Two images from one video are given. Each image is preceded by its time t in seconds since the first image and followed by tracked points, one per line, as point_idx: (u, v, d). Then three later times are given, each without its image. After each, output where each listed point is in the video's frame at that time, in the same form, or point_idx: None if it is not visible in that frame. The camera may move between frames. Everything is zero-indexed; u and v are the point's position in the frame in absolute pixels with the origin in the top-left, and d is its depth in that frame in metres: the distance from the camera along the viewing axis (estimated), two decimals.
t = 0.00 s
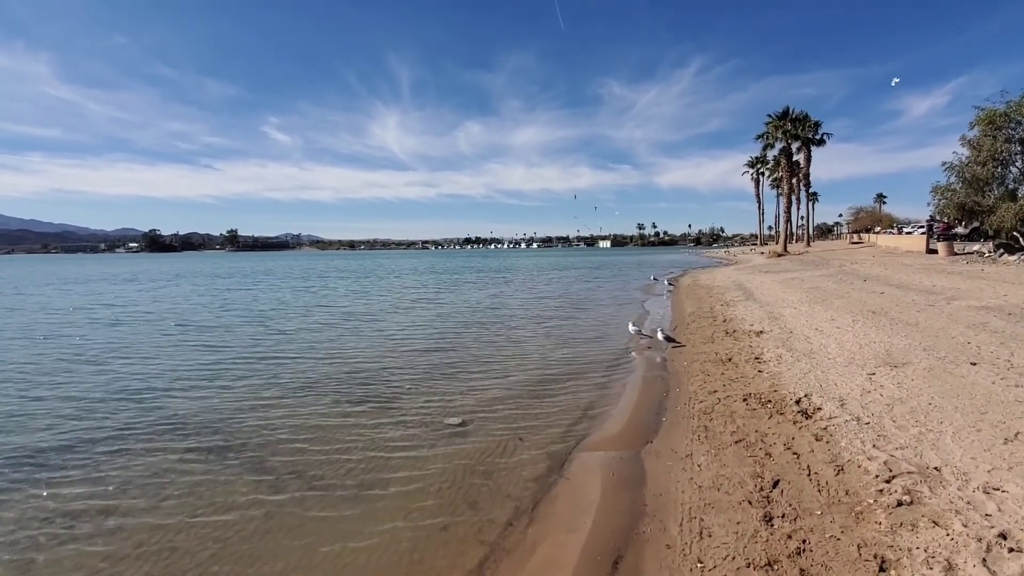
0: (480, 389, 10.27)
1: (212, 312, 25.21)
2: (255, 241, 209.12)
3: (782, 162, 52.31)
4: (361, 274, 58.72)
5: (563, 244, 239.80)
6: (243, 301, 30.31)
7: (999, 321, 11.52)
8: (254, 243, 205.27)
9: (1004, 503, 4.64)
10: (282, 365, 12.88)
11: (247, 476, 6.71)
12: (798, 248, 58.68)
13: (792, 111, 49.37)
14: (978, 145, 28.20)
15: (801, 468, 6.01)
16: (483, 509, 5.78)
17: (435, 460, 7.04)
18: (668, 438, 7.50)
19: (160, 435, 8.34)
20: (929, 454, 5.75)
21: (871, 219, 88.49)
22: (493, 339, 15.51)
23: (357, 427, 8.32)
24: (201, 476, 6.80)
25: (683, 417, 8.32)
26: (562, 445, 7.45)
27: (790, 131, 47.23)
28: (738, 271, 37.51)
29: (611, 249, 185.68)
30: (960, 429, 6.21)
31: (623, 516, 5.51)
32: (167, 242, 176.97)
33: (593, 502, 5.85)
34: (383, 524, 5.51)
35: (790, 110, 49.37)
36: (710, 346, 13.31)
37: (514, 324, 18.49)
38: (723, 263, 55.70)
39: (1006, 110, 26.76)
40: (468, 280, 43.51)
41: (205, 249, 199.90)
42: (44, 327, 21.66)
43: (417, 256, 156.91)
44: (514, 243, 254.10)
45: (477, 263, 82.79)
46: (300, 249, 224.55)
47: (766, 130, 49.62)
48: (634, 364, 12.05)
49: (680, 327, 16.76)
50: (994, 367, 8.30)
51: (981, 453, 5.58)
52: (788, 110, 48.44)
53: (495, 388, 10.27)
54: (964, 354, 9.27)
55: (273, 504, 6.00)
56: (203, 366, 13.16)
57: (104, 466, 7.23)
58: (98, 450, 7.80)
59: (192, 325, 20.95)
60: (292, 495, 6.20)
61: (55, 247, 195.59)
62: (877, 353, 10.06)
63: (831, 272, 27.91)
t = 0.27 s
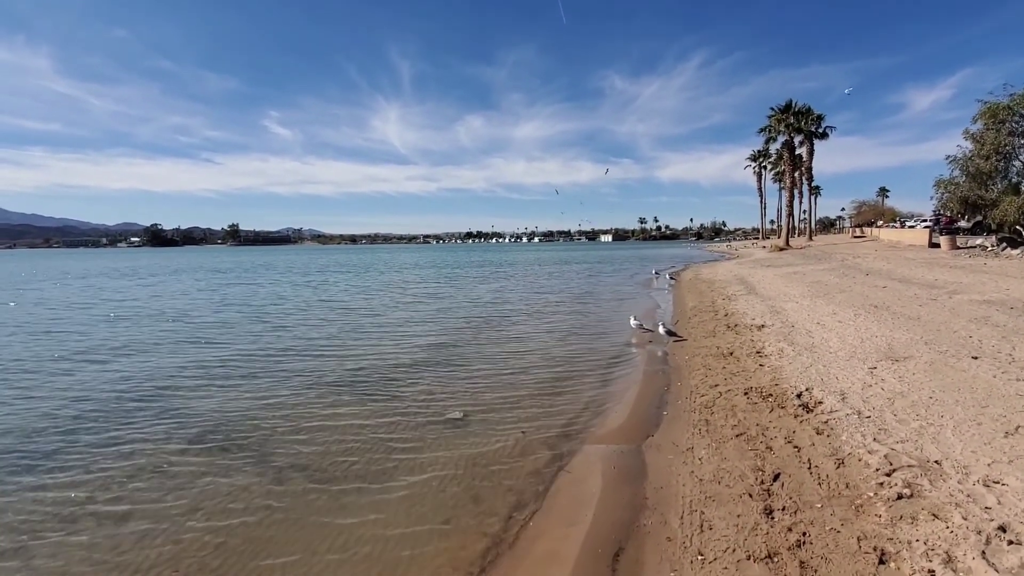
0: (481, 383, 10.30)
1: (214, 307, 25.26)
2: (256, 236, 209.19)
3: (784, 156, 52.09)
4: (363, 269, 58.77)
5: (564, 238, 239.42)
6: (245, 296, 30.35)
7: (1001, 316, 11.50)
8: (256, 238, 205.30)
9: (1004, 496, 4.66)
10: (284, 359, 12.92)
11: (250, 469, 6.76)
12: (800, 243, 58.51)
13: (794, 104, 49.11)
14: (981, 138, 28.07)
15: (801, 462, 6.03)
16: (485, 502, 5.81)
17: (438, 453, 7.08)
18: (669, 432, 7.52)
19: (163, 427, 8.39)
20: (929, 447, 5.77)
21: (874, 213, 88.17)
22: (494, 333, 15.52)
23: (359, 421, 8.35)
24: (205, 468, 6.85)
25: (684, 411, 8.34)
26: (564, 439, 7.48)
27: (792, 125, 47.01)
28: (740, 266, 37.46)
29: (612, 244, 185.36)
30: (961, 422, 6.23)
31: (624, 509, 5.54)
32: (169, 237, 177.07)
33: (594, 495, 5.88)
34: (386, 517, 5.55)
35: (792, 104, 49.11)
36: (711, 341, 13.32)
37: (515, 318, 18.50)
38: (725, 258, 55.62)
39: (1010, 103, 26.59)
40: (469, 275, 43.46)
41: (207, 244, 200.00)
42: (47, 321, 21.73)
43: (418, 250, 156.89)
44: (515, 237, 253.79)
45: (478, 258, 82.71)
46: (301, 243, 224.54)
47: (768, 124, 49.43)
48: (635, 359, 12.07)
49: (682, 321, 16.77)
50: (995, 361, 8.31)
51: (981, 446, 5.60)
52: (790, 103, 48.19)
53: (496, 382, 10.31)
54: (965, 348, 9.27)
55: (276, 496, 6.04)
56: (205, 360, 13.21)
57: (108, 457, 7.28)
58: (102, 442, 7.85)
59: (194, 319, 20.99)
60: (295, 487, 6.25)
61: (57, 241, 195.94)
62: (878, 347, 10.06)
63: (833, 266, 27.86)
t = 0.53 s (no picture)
0: (484, 379, 10.33)
1: (218, 303, 25.33)
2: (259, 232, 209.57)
3: (787, 152, 51.89)
4: (366, 266, 58.84)
5: (567, 235, 239.16)
6: (248, 293, 30.44)
7: (1005, 312, 11.46)
8: (259, 235, 205.66)
9: (1007, 493, 4.65)
10: (288, 355, 12.98)
11: (254, 465, 6.80)
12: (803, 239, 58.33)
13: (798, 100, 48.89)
14: (986, 134, 27.92)
15: (804, 458, 6.04)
16: (488, 498, 5.84)
17: (441, 449, 7.10)
18: (671, 428, 7.53)
19: (168, 423, 8.44)
20: (932, 444, 5.76)
21: (878, 209, 87.81)
22: (497, 330, 15.54)
23: (363, 417, 8.40)
24: (210, 464, 6.89)
25: (687, 408, 8.34)
26: (566, 435, 7.50)
27: (796, 121, 46.82)
28: (743, 262, 37.39)
29: (615, 240, 185.08)
30: (964, 419, 6.22)
31: (626, 505, 5.56)
32: (172, 234, 177.54)
33: (597, 491, 5.90)
34: (389, 512, 5.59)
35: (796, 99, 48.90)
36: (714, 337, 13.31)
37: (518, 315, 18.52)
38: (728, 254, 55.46)
39: (1015, 99, 26.43)
40: (472, 271, 43.49)
41: (210, 241, 200.17)
42: (51, 318, 21.84)
43: (421, 247, 156.81)
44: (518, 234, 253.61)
45: (481, 254, 82.70)
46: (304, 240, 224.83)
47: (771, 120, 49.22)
48: (637, 355, 12.07)
49: (684, 318, 16.74)
50: (999, 358, 8.28)
51: (984, 443, 5.59)
52: (793, 99, 47.99)
53: (499, 379, 10.33)
54: (969, 344, 9.24)
55: (280, 492, 6.08)
56: (209, 356, 13.27)
57: (113, 453, 7.33)
58: (108, 438, 7.91)
59: (198, 316, 21.06)
60: (299, 483, 6.29)
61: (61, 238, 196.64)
62: (881, 344, 10.04)
63: (837, 263, 27.78)
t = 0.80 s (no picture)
0: (486, 377, 10.34)
1: (219, 302, 25.35)
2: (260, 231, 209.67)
3: (789, 150, 51.78)
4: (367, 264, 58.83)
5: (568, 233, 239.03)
6: (250, 291, 30.49)
7: (1007, 310, 11.44)
8: (260, 233, 205.80)
9: (1009, 491, 4.65)
10: (290, 353, 13.02)
11: (256, 462, 6.82)
12: (805, 237, 58.21)
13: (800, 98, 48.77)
14: (989, 132, 27.84)
15: (805, 456, 6.03)
16: (489, 496, 5.84)
17: (442, 447, 7.11)
18: (672, 426, 7.54)
19: (170, 421, 8.47)
20: (934, 442, 5.76)
21: (880, 207, 87.61)
22: (498, 328, 15.55)
23: (364, 415, 8.41)
24: (212, 461, 6.92)
25: (688, 406, 8.34)
26: (567, 433, 7.50)
27: (798, 119, 46.71)
28: (744, 261, 37.33)
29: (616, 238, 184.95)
30: (966, 417, 6.20)
31: (627, 503, 5.56)
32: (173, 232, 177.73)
33: (598, 489, 5.89)
34: (390, 510, 5.59)
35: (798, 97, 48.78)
36: (716, 335, 13.30)
37: (519, 313, 18.52)
38: (730, 253, 55.40)
39: (1018, 96, 26.33)
40: (473, 269, 43.47)
41: (211, 239, 200.29)
42: (53, 317, 21.85)
43: (422, 245, 156.82)
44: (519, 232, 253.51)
45: (482, 253, 82.66)
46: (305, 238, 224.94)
47: (773, 118, 49.10)
48: (639, 354, 12.07)
49: (685, 316, 16.73)
50: (1001, 356, 8.27)
51: (986, 441, 5.58)
52: (795, 97, 47.88)
53: (500, 377, 10.35)
54: (971, 343, 9.23)
55: (282, 489, 6.10)
56: (212, 354, 13.31)
57: (116, 451, 7.36)
58: (110, 436, 7.94)
59: (199, 314, 21.07)
60: (301, 480, 6.30)
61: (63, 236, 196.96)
62: (883, 342, 10.03)
63: (838, 261, 27.72)
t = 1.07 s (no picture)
0: (486, 376, 10.36)
1: (221, 300, 25.40)
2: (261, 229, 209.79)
3: (791, 148, 51.71)
4: (369, 263, 58.85)
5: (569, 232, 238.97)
6: (252, 289, 30.52)
7: (1009, 310, 11.42)
8: (261, 231, 206.00)
9: (1009, 490, 4.65)
10: (291, 352, 13.05)
11: (259, 459, 6.86)
12: (806, 236, 58.18)
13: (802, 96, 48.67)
14: (992, 130, 27.78)
15: (806, 455, 6.03)
16: (490, 494, 5.85)
17: (442, 445, 7.13)
18: (673, 425, 7.54)
19: (171, 419, 8.49)
20: (935, 441, 5.76)
21: (882, 206, 87.61)
22: (499, 327, 15.56)
23: (365, 413, 8.43)
24: (214, 459, 6.95)
25: (689, 405, 8.34)
26: (568, 431, 7.51)
27: (800, 117, 46.62)
28: (746, 260, 37.32)
29: (617, 237, 184.88)
30: (967, 416, 6.21)
31: (628, 502, 5.56)
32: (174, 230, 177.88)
33: (598, 487, 5.90)
34: (392, 508, 5.61)
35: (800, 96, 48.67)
36: (717, 334, 13.30)
37: (520, 312, 18.53)
38: (731, 251, 55.37)
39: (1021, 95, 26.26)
40: (474, 268, 43.47)
41: (213, 237, 200.54)
42: (55, 315, 21.92)
43: (422, 244, 156.84)
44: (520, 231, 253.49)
45: (482, 251, 82.68)
46: (306, 236, 224.96)
47: (776, 116, 49.02)
48: (639, 352, 12.07)
49: (686, 315, 16.75)
50: (1003, 356, 8.27)
51: (988, 441, 5.58)
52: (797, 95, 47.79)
53: (501, 375, 10.37)
54: (972, 342, 9.22)
55: (284, 487, 6.12)
56: (213, 352, 13.34)
57: (118, 449, 7.39)
58: (112, 433, 7.97)
59: (201, 312, 21.12)
60: (303, 478, 6.32)
61: (64, 235, 197.25)
62: (884, 341, 10.02)
63: (840, 260, 27.69)
